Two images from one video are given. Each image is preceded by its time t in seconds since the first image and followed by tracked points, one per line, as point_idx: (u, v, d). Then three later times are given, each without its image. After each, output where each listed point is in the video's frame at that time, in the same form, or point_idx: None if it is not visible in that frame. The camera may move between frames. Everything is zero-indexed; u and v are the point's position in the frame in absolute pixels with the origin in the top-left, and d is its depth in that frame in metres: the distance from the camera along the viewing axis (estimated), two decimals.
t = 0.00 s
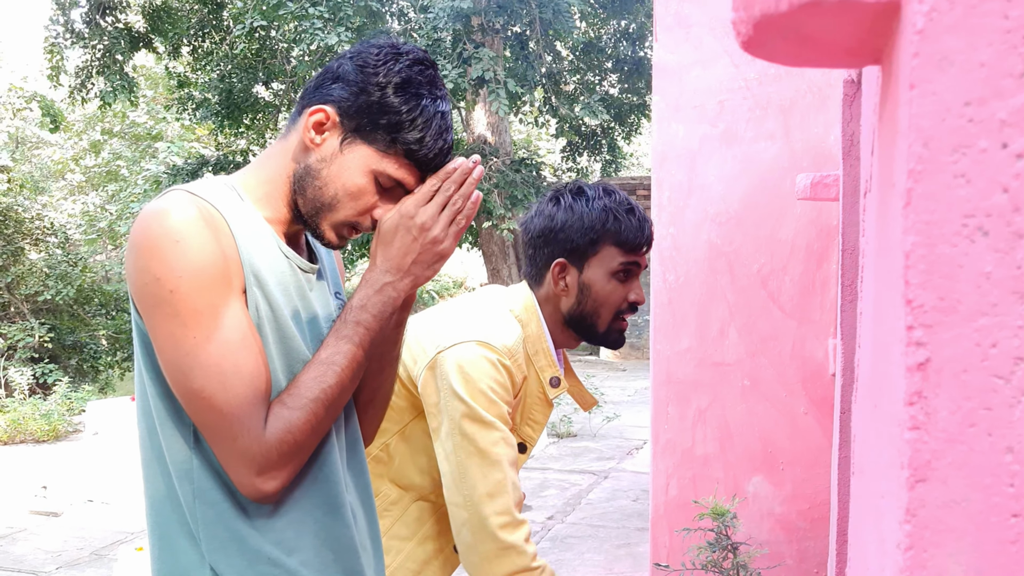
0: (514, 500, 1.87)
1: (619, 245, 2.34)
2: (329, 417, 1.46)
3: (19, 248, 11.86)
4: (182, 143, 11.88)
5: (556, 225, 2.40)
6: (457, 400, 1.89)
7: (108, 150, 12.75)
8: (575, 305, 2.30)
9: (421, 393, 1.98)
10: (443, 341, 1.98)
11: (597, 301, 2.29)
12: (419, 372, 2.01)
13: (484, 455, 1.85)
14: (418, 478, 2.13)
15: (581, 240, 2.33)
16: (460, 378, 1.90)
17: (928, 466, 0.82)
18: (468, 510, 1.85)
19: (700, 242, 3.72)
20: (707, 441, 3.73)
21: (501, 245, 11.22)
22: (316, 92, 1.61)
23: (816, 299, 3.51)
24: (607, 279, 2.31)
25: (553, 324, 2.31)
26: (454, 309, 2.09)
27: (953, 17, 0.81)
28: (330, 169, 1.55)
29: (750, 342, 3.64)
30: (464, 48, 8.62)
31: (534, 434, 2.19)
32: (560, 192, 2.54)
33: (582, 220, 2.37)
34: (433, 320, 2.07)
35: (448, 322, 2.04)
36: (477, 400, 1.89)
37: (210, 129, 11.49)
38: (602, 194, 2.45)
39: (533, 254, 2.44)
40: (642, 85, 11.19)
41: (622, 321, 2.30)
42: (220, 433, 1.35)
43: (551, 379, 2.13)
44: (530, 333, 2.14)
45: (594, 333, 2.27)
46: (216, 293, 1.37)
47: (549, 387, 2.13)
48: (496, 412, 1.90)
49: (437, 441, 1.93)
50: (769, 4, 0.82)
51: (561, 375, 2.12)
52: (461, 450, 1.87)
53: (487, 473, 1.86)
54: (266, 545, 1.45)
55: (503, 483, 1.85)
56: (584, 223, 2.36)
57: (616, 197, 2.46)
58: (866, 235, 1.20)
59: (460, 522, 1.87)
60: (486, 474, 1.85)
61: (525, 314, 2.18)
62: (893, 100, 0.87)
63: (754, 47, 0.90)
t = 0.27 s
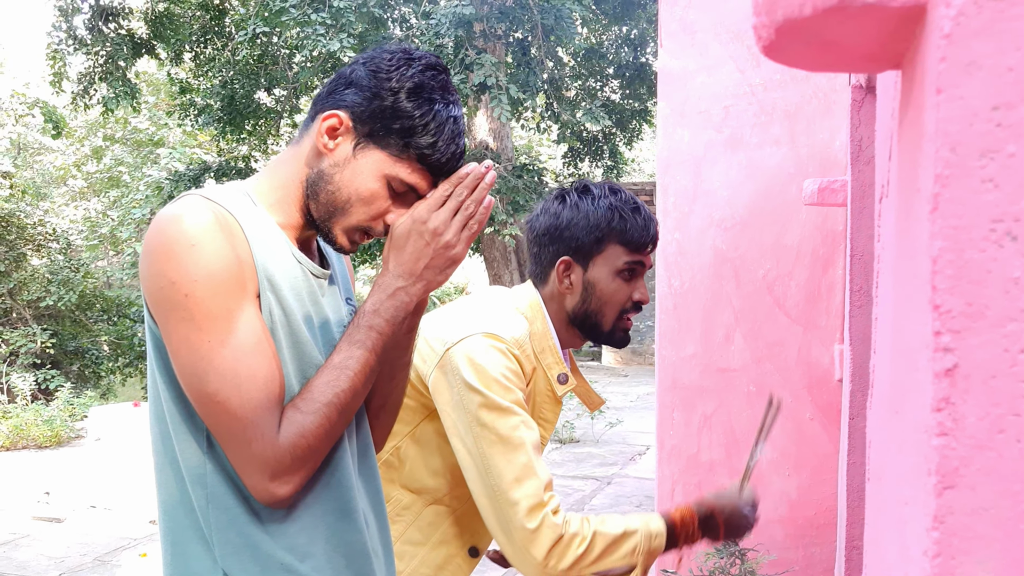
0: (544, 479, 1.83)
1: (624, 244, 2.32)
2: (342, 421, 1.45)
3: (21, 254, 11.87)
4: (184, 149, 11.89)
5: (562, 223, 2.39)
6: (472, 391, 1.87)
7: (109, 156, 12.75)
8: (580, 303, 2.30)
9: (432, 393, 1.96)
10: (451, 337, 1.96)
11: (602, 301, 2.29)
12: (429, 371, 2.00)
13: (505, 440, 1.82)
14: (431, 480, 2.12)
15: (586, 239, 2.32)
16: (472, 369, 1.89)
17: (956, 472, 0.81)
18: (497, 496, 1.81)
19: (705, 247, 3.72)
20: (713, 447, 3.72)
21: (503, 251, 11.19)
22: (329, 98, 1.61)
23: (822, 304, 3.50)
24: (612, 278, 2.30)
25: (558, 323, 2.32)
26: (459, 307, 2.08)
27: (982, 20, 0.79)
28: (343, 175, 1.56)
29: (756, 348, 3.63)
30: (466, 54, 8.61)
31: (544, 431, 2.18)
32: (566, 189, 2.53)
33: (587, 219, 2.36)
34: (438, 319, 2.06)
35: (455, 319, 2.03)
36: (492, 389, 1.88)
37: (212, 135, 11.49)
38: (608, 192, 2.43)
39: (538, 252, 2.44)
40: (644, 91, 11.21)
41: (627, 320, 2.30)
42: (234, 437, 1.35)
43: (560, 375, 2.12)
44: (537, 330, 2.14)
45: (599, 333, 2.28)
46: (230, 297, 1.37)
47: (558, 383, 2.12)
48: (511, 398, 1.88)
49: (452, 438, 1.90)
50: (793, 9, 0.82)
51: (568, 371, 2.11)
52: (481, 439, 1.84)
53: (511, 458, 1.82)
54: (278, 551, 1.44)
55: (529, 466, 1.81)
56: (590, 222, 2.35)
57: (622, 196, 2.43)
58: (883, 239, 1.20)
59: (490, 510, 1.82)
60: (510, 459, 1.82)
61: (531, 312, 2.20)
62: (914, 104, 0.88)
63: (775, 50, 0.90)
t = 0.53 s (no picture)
0: (546, 489, 1.81)
1: (641, 251, 2.33)
2: (360, 426, 1.45)
3: (24, 259, 11.87)
4: (186, 154, 11.90)
5: (579, 230, 2.39)
6: (481, 399, 1.86)
7: (111, 161, 12.74)
8: (596, 309, 2.30)
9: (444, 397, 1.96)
10: (463, 342, 1.96)
11: (618, 306, 2.29)
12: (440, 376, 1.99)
13: (510, 451, 1.81)
14: (442, 485, 2.11)
15: (604, 245, 2.32)
16: (481, 376, 1.88)
17: (997, 476, 0.74)
18: (498, 507, 1.81)
19: (714, 252, 3.76)
20: (721, 452, 3.72)
21: (506, 256, 11.15)
22: (345, 102, 1.61)
23: (831, 310, 3.45)
24: (628, 284, 2.30)
25: (572, 328, 2.31)
26: (473, 314, 2.06)
27: (1020, 24, 0.72)
28: (360, 179, 1.55)
29: (763, 353, 3.64)
30: (469, 58, 8.61)
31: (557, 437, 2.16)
32: (582, 195, 2.53)
33: (606, 225, 2.36)
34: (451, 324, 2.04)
35: (468, 324, 2.02)
36: (500, 397, 1.87)
37: (215, 140, 11.50)
38: (625, 199, 2.43)
39: (554, 257, 2.43)
40: (646, 96, 11.21)
41: (642, 326, 2.30)
42: (254, 441, 1.34)
43: (573, 382, 2.11)
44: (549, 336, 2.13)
45: (614, 338, 2.28)
46: (250, 302, 1.36)
47: (570, 390, 2.11)
48: (520, 406, 1.87)
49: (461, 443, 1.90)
50: (827, 12, 0.82)
51: (580, 378, 2.10)
52: (487, 447, 1.83)
53: (514, 468, 1.81)
54: (297, 555, 1.44)
55: (530, 477, 1.79)
56: (607, 228, 2.35)
57: (638, 203, 2.43)
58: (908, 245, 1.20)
59: (493, 519, 1.82)
60: (513, 469, 1.80)
61: (545, 319, 2.20)
62: (941, 108, 0.88)
63: (805, 54, 0.90)
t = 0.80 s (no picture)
0: (533, 520, 1.75)
1: (661, 270, 2.27)
2: (375, 430, 1.44)
3: (25, 263, 11.85)
4: (187, 159, 11.90)
5: (599, 246, 2.34)
6: (485, 418, 1.79)
7: (111, 166, 12.71)
8: (613, 326, 2.22)
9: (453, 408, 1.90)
10: (476, 356, 1.88)
11: (635, 324, 2.22)
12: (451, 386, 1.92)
13: (504, 476, 1.74)
14: (446, 494, 2.06)
15: (624, 262, 2.27)
16: (487, 395, 1.80)
17: None
18: (487, 529, 1.76)
19: (720, 256, 3.73)
20: (727, 456, 3.72)
21: (507, 260, 11.11)
22: (356, 105, 1.60)
23: (836, 313, 3.57)
24: (647, 303, 2.24)
25: (586, 343, 2.23)
26: (489, 324, 2.00)
27: None
28: (373, 183, 1.54)
29: (771, 357, 3.67)
30: (472, 63, 8.62)
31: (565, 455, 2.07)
32: (603, 213, 2.48)
33: (627, 243, 2.31)
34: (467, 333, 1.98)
35: (482, 335, 1.94)
36: (504, 418, 1.79)
37: (216, 145, 11.50)
38: (647, 218, 2.39)
39: (571, 272, 2.37)
40: (647, 101, 11.22)
41: (658, 346, 2.23)
42: (268, 447, 1.33)
43: (584, 400, 2.02)
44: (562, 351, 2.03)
45: (629, 355, 2.19)
46: (264, 307, 1.36)
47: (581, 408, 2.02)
48: (521, 431, 1.80)
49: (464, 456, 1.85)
50: (856, 14, 0.81)
51: (592, 397, 2.00)
52: (482, 467, 1.78)
53: (506, 493, 1.75)
54: (312, 560, 1.43)
55: (518, 506, 1.74)
56: (628, 246, 2.30)
57: (660, 222, 2.40)
58: (927, 249, 1.20)
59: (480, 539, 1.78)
60: (504, 494, 1.75)
61: (558, 333, 2.10)
62: (968, 110, 0.89)
63: (832, 56, 0.89)
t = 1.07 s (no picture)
0: (549, 536, 1.73)
1: (676, 283, 2.17)
2: (383, 435, 1.43)
3: (25, 267, 11.83)
4: (187, 162, 11.88)
5: (612, 258, 2.22)
6: (498, 433, 1.76)
7: (111, 170, 12.68)
8: (624, 340, 2.12)
9: (463, 420, 1.86)
10: (488, 369, 1.85)
11: (647, 338, 2.12)
12: (461, 399, 1.88)
13: (519, 490, 1.73)
14: (455, 504, 1.98)
15: (637, 275, 2.15)
16: (500, 409, 1.77)
17: None
18: (500, 545, 1.73)
19: (724, 260, 3.74)
20: (732, 461, 3.72)
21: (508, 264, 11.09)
22: (363, 108, 1.60)
23: (840, 316, 3.55)
24: (660, 316, 2.13)
25: (597, 357, 2.13)
26: (499, 334, 1.97)
27: None
28: (380, 184, 1.54)
29: (775, 361, 3.66)
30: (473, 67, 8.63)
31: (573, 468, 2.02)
32: (617, 222, 2.36)
33: (640, 255, 2.19)
34: (478, 344, 1.95)
35: (493, 347, 1.92)
36: (518, 434, 1.76)
37: (216, 149, 11.49)
38: (662, 229, 2.27)
39: (583, 285, 2.26)
40: (648, 105, 11.23)
41: (671, 360, 2.12)
42: (276, 451, 1.32)
43: (593, 413, 1.97)
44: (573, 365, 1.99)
45: (640, 370, 2.09)
46: (272, 312, 1.34)
47: (590, 421, 1.97)
48: (536, 446, 1.77)
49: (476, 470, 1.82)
50: (883, 15, 0.81)
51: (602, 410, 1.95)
52: (496, 482, 1.74)
53: (521, 509, 1.72)
54: (321, 565, 1.42)
55: (536, 521, 1.72)
56: (642, 258, 2.18)
57: (675, 234, 2.28)
58: (946, 253, 1.19)
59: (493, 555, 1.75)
60: (520, 510, 1.72)
61: (569, 344, 2.04)
62: (993, 112, 0.88)
63: (856, 59, 0.89)
